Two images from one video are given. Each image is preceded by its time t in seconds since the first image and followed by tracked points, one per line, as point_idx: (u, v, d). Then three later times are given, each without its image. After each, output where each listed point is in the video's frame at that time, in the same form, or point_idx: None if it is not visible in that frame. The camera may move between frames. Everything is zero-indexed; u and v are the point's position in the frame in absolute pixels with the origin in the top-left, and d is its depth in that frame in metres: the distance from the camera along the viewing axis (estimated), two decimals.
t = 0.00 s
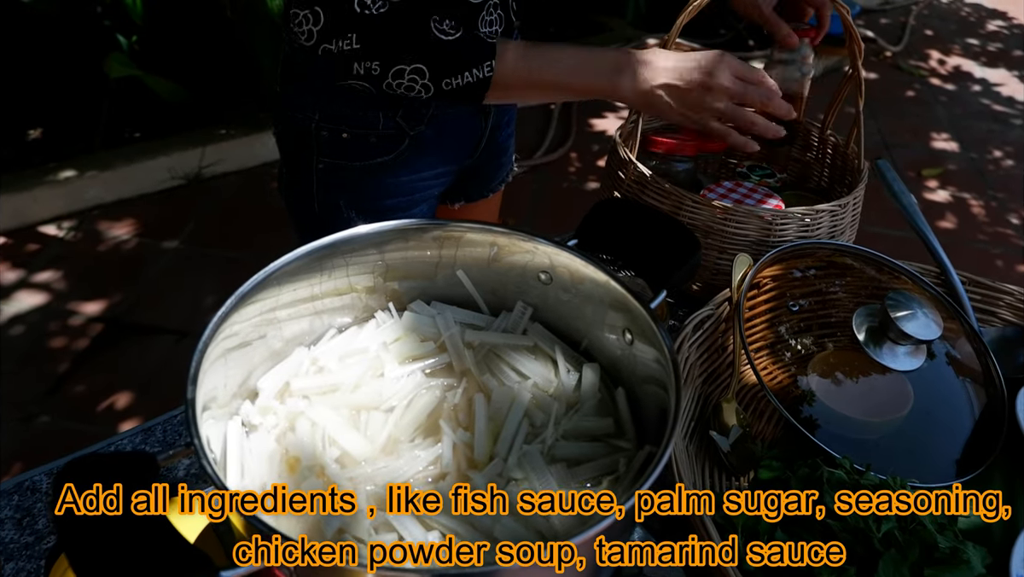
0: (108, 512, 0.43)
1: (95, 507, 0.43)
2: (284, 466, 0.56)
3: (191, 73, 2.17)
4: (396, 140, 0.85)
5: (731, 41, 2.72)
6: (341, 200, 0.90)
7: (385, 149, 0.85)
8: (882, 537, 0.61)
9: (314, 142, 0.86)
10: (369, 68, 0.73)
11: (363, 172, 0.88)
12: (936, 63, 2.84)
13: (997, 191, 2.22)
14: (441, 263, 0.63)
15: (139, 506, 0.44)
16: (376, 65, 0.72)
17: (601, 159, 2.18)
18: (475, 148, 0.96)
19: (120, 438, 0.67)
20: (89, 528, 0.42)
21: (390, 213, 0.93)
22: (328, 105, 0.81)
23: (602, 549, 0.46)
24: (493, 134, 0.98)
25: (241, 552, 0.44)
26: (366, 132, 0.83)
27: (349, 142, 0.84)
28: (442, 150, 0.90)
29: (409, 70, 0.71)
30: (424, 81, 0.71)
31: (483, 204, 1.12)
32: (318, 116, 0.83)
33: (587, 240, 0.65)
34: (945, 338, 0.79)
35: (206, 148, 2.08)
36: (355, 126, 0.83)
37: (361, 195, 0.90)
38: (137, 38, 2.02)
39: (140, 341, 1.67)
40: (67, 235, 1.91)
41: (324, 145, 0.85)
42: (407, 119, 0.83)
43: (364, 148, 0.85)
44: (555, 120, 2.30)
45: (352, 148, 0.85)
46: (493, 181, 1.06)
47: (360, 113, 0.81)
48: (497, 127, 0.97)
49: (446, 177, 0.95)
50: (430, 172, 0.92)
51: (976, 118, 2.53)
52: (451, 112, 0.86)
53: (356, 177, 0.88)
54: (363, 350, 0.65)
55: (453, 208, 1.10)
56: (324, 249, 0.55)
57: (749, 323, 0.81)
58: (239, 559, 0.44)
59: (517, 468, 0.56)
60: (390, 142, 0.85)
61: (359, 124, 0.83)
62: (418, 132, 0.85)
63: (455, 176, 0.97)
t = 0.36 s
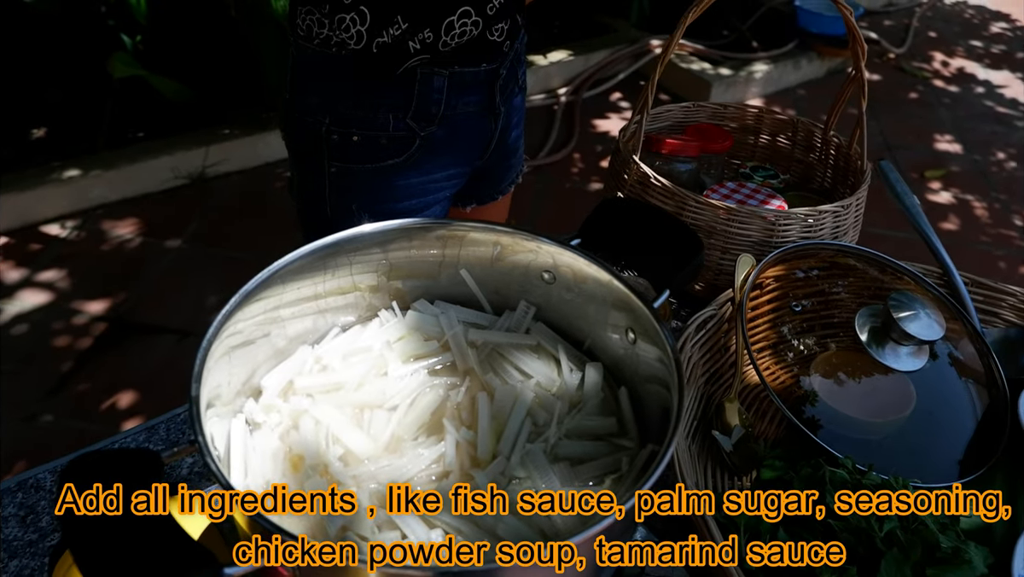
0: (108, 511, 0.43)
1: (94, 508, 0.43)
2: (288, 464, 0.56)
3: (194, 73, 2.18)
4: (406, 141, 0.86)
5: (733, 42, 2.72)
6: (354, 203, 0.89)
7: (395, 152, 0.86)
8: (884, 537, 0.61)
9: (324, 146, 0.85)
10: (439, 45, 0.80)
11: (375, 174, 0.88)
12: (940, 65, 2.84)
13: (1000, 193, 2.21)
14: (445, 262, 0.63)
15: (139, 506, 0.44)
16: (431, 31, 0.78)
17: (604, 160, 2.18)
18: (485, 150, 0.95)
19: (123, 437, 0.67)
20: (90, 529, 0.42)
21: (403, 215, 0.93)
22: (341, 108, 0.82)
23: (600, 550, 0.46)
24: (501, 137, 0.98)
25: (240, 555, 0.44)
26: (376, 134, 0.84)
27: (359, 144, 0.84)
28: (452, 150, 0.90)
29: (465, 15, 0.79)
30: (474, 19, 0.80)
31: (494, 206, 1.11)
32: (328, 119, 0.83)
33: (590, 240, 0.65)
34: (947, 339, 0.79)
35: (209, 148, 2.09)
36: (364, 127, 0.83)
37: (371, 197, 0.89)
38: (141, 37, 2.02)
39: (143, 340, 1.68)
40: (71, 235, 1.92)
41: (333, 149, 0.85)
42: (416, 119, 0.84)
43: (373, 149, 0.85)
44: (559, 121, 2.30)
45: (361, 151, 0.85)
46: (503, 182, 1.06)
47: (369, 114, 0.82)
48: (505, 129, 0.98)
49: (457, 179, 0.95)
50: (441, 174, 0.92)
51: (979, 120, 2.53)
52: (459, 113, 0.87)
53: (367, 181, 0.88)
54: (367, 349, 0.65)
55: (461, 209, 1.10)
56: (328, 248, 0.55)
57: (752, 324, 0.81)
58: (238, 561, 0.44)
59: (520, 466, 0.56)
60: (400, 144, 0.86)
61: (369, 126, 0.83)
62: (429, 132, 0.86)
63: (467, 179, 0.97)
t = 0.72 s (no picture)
0: (108, 511, 0.43)
1: (94, 508, 0.43)
2: (293, 464, 0.56)
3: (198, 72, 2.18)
4: (383, 145, 0.86)
5: (737, 42, 2.72)
6: (332, 208, 0.90)
7: (374, 156, 0.86)
8: (892, 541, 0.61)
9: (303, 149, 0.86)
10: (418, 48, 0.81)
11: (352, 179, 0.88)
12: (945, 64, 2.83)
13: (1005, 193, 2.21)
14: (450, 262, 0.63)
15: (139, 506, 0.43)
16: (286, 52, 0.71)
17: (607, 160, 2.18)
18: (473, 156, 0.95)
19: (128, 435, 0.67)
20: (92, 530, 0.42)
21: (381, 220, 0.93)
22: (319, 111, 0.82)
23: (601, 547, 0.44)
24: (491, 141, 0.97)
25: (242, 553, 0.44)
26: (353, 138, 0.84)
27: (336, 149, 0.85)
28: (436, 152, 0.91)
29: (318, 46, 0.70)
30: (335, 53, 0.71)
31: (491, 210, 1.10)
32: (307, 123, 0.83)
33: (595, 240, 0.65)
34: (954, 340, 0.78)
35: (213, 147, 2.09)
36: (341, 132, 0.83)
37: (347, 201, 0.90)
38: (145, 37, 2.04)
39: (147, 339, 1.68)
40: (75, 233, 1.92)
41: (312, 152, 0.85)
42: (393, 124, 0.84)
43: (350, 153, 0.85)
44: (561, 119, 2.30)
45: (339, 154, 0.86)
46: (496, 190, 1.05)
47: (345, 119, 0.82)
48: (497, 133, 0.97)
49: (443, 183, 0.95)
50: (423, 178, 0.92)
51: (984, 120, 2.52)
52: (441, 116, 0.87)
53: (341, 185, 0.88)
54: (372, 348, 0.65)
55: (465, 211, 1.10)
56: (334, 247, 0.55)
57: (757, 325, 0.80)
58: (239, 560, 0.44)
59: (526, 467, 0.56)
60: (377, 148, 0.86)
61: (347, 130, 0.83)
62: (406, 136, 0.86)
63: (453, 184, 0.97)
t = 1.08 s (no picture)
0: (108, 511, 0.43)
1: (94, 508, 0.43)
2: (301, 466, 0.55)
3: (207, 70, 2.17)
4: (315, 148, 0.85)
5: (746, 41, 2.70)
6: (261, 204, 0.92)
7: (305, 158, 0.87)
8: (907, 547, 0.61)
9: (239, 144, 0.88)
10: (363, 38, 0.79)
11: (283, 177, 0.89)
12: (956, 64, 2.81)
13: (1016, 195, 2.19)
14: (460, 262, 0.63)
15: (139, 506, 0.42)
16: (201, 69, 0.70)
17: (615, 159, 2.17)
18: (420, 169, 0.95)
19: (135, 435, 0.66)
20: (91, 533, 0.42)
21: (317, 222, 0.93)
22: (254, 112, 0.83)
23: (604, 550, 0.42)
24: (445, 153, 0.95)
25: (242, 552, 0.44)
26: (282, 138, 0.85)
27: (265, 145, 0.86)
28: (377, 158, 0.90)
29: (230, 78, 0.70)
30: (249, 90, 0.71)
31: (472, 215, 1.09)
32: (243, 119, 0.85)
33: (607, 240, 0.64)
34: (969, 343, 0.77)
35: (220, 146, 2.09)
36: (268, 131, 0.84)
37: (283, 203, 0.91)
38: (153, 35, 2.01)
39: (154, 337, 1.68)
40: (83, 231, 1.92)
41: (244, 146, 0.88)
42: (325, 129, 0.83)
43: (280, 155, 0.86)
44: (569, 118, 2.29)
45: (271, 153, 0.87)
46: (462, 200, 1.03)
47: (275, 118, 0.83)
48: (452, 146, 0.95)
49: (384, 192, 0.94)
50: (363, 184, 0.92)
51: (996, 120, 2.50)
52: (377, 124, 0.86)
53: (272, 182, 0.90)
54: (382, 349, 0.64)
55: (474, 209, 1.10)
56: (344, 247, 0.55)
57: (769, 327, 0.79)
58: (239, 559, 0.43)
59: (537, 471, 0.56)
60: (308, 150, 0.86)
61: (274, 129, 0.84)
62: (339, 141, 0.85)
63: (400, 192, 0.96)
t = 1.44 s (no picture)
0: (108, 511, 0.43)
1: (94, 507, 0.43)
2: (304, 466, 0.55)
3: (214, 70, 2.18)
4: (277, 157, 0.81)
5: (753, 41, 2.69)
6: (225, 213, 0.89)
7: (265, 167, 0.82)
8: (915, 548, 0.60)
9: (202, 151, 0.84)
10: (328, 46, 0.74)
11: (242, 188, 0.85)
12: (964, 64, 2.79)
13: None
14: (466, 262, 0.62)
15: (139, 506, 0.42)
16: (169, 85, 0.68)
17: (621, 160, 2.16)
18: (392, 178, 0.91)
19: (138, 435, 0.66)
20: (94, 531, 0.42)
21: (281, 233, 0.89)
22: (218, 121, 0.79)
23: (604, 550, 0.41)
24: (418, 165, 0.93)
25: (242, 552, 0.44)
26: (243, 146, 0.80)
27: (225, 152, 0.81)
28: (345, 168, 0.86)
29: (196, 95, 0.68)
30: (213, 106, 0.68)
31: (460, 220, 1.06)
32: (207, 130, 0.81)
33: (614, 239, 0.63)
34: (978, 343, 0.75)
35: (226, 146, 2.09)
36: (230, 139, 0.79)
37: (248, 214, 0.87)
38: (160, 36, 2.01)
39: (160, 337, 1.68)
40: (89, 231, 1.92)
41: (207, 153, 0.83)
42: (290, 140, 0.79)
43: (243, 165, 0.82)
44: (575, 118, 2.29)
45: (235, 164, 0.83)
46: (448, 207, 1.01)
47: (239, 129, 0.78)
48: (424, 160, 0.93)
49: (350, 204, 0.90)
50: (329, 194, 0.88)
51: (1004, 120, 2.48)
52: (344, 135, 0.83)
53: (235, 192, 0.86)
54: (386, 348, 0.64)
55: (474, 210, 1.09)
56: (349, 246, 0.54)
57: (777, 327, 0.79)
58: (238, 559, 0.44)
59: (542, 471, 0.55)
60: (269, 160, 0.81)
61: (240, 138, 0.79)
62: (303, 151, 0.81)
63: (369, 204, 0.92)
